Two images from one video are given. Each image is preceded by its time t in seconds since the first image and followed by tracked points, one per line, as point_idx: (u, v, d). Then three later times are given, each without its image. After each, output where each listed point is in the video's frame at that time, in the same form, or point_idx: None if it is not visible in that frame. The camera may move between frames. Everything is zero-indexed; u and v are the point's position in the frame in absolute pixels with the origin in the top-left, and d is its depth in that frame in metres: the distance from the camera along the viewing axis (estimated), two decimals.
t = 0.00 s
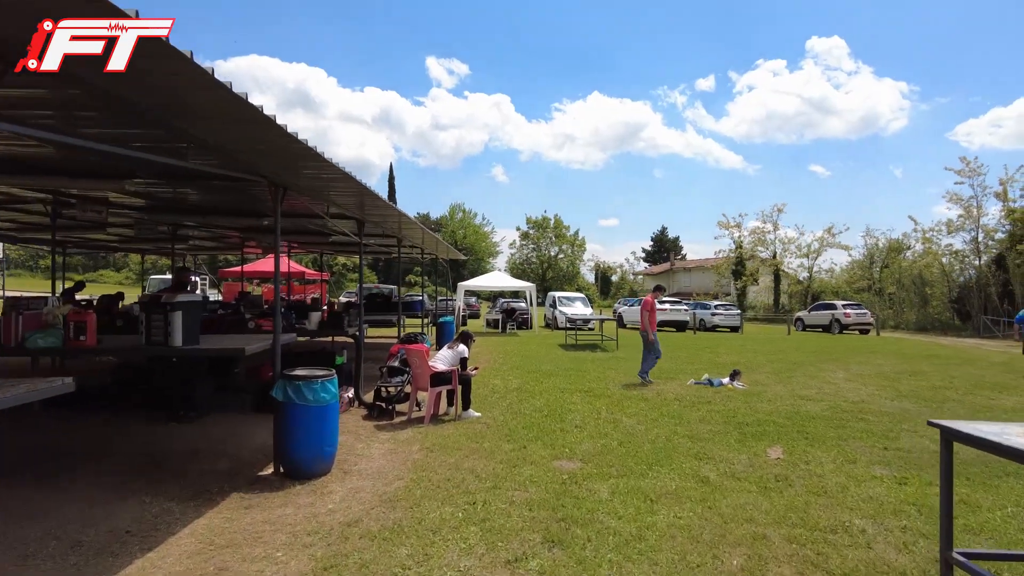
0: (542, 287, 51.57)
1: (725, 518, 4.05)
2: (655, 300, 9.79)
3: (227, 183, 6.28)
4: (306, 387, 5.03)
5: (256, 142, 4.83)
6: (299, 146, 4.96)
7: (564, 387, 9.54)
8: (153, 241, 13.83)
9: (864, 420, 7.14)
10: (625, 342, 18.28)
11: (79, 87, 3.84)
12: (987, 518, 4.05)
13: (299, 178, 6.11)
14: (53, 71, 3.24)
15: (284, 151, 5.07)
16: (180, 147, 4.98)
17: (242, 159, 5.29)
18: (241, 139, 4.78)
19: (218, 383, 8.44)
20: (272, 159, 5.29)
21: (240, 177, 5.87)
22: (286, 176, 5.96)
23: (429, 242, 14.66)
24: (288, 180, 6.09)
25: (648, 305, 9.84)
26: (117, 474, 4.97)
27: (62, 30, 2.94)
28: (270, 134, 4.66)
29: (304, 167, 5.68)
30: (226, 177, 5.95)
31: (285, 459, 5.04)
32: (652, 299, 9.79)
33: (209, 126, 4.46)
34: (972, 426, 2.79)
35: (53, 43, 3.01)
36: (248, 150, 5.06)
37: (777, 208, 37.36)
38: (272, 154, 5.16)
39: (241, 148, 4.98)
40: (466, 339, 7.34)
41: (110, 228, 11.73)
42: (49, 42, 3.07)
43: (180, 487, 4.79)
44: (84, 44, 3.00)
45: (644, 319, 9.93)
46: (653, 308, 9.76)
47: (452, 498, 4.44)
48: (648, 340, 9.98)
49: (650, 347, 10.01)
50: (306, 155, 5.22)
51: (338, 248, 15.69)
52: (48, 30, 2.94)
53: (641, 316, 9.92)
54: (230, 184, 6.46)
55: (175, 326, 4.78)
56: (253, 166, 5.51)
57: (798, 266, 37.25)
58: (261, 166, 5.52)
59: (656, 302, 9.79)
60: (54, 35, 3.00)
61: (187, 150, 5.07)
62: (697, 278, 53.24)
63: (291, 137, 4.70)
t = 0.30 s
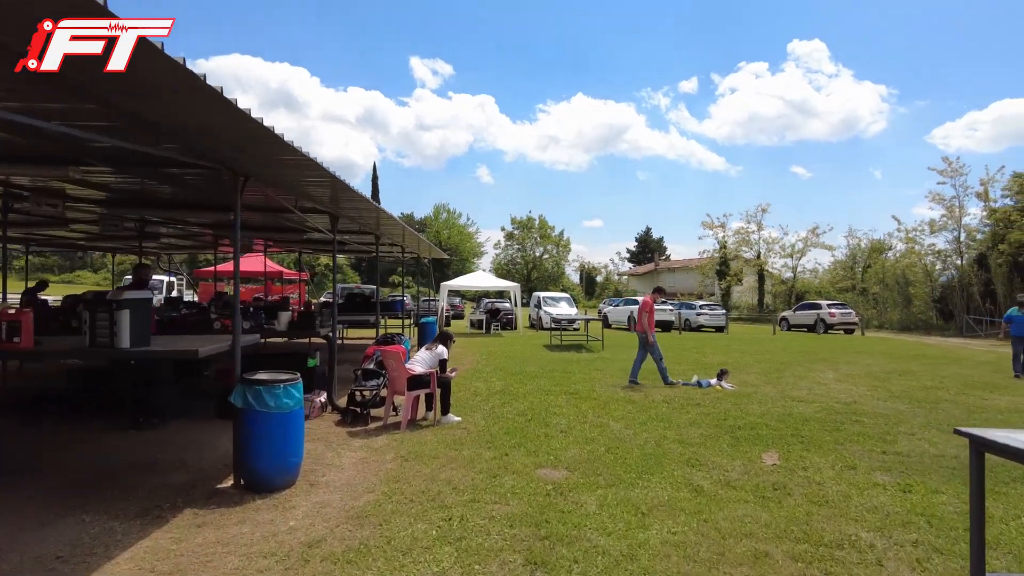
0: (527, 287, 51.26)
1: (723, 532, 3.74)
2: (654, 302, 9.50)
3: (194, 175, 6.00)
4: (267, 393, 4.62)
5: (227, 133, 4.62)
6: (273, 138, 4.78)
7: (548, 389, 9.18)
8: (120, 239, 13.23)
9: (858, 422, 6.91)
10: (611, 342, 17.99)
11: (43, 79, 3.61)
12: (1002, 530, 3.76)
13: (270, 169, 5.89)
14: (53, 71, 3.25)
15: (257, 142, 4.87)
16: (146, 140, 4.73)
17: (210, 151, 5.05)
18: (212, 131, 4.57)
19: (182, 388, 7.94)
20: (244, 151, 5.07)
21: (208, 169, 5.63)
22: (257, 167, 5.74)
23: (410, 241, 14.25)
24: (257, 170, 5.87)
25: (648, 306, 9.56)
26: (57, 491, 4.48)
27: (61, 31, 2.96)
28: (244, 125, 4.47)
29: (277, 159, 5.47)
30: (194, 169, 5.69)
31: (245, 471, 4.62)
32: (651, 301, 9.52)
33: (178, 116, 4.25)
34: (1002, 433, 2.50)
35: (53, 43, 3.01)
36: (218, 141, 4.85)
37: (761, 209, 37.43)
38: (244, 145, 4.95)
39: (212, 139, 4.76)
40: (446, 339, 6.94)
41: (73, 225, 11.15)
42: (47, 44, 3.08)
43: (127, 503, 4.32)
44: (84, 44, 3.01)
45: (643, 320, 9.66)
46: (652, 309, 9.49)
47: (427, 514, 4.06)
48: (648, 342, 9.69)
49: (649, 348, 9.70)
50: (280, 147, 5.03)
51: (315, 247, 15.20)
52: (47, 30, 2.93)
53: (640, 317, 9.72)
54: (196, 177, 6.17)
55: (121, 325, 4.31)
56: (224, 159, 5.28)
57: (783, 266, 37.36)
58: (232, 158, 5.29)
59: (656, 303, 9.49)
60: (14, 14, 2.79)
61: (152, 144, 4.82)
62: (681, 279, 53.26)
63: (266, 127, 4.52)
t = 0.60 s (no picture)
0: (518, 288, 51.01)
1: (726, 556, 3.46)
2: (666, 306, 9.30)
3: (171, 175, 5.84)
4: (232, 405, 4.28)
5: (214, 140, 4.52)
6: (261, 145, 4.69)
7: (539, 393, 8.89)
8: (96, 239, 12.78)
9: (858, 427, 6.67)
10: (603, 344, 17.74)
11: (28, 78, 3.49)
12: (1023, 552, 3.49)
13: (253, 171, 5.76)
14: (52, 70, 3.22)
15: (243, 150, 4.76)
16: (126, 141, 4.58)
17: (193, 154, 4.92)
18: (198, 138, 4.46)
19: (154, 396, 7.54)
20: (228, 156, 4.96)
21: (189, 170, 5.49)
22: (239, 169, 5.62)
23: (398, 241, 13.89)
24: (239, 172, 5.74)
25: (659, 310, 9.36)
26: None
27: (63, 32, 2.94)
28: (231, 134, 4.37)
29: (262, 164, 5.37)
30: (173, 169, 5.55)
31: (209, 488, 4.26)
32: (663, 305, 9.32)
33: (165, 122, 4.13)
34: None
35: (51, 42, 2.97)
36: (199, 147, 4.79)
37: (753, 209, 37.41)
38: (229, 152, 4.84)
39: (197, 144, 4.64)
40: (430, 343, 6.60)
41: (44, 224, 10.70)
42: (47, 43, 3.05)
43: (76, 526, 3.95)
44: (83, 43, 2.97)
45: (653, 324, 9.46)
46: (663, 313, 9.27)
47: (405, 537, 3.75)
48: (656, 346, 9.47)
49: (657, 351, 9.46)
50: (267, 153, 4.93)
51: (299, 247, 14.81)
52: (46, 29, 2.88)
53: (648, 321, 9.57)
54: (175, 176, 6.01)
55: (71, 333, 3.95)
56: (206, 161, 5.16)
57: (774, 266, 37.35)
58: (215, 162, 5.17)
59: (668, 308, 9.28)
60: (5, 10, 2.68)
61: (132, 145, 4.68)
62: (672, 279, 53.18)
63: (255, 135, 4.43)
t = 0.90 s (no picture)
0: (509, 289, 50.77)
1: None
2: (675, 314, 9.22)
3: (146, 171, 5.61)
4: (195, 415, 3.94)
5: (204, 140, 4.37)
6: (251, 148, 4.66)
7: (529, 398, 8.61)
8: (71, 238, 12.35)
9: (859, 433, 6.47)
10: (594, 346, 17.52)
11: (22, 78, 3.26)
12: None
13: (233, 168, 5.61)
14: (53, 71, 3.02)
15: (230, 148, 4.64)
16: (106, 138, 4.35)
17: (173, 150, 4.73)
18: (186, 137, 4.31)
19: (124, 403, 7.20)
20: (212, 154, 4.81)
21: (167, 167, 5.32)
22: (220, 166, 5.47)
23: (385, 241, 13.58)
24: (220, 170, 5.58)
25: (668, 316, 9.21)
26: None
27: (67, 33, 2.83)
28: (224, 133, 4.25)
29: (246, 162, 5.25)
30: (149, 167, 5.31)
31: (170, 505, 3.94)
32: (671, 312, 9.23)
33: (159, 124, 3.98)
34: None
35: (51, 43, 2.78)
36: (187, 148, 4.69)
37: (744, 210, 37.42)
38: (215, 151, 4.70)
39: (183, 143, 4.48)
40: (414, 346, 6.30)
41: (15, 223, 10.29)
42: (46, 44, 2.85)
43: (20, 548, 3.62)
44: (84, 44, 2.79)
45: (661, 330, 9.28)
46: (672, 319, 9.16)
47: (382, 558, 3.45)
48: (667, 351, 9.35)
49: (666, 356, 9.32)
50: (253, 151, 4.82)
51: (284, 247, 14.45)
52: (46, 29, 2.68)
53: (654, 323, 9.30)
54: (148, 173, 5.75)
55: (15, 338, 3.60)
56: (188, 158, 4.97)
57: (765, 267, 37.39)
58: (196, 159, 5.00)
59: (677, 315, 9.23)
60: None
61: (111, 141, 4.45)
62: (663, 280, 53.12)
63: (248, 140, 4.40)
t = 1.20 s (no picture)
0: (489, 293, 50.42)
1: None
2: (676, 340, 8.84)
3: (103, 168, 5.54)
4: (132, 437, 3.44)
5: (175, 137, 4.37)
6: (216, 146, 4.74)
7: (507, 407, 8.30)
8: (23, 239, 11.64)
9: (846, 442, 6.31)
10: (574, 351, 17.25)
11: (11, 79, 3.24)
12: None
13: (185, 162, 5.51)
14: (54, 71, 3.03)
15: (197, 146, 4.64)
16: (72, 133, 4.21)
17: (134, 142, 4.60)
18: (159, 134, 4.28)
19: (70, 417, 6.66)
20: (171, 147, 4.76)
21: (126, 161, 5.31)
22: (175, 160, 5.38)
23: (359, 244, 13.18)
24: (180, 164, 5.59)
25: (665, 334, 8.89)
26: None
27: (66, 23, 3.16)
28: (201, 132, 4.31)
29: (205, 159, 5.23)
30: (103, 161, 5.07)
31: (100, 537, 3.49)
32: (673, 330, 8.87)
33: (130, 123, 3.96)
34: None
35: (53, 44, 2.89)
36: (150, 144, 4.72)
37: (723, 214, 37.61)
38: (178, 144, 4.66)
39: (150, 137, 4.42)
40: (385, 355, 5.92)
41: None
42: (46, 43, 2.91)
43: None
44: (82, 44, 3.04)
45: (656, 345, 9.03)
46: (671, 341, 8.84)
47: None
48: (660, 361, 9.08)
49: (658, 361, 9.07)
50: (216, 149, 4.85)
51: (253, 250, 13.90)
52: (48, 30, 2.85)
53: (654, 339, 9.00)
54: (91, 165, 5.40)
55: None
56: (140, 147, 4.82)
57: (744, 271, 37.64)
58: (152, 148, 4.86)
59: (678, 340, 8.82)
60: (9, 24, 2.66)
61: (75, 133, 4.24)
62: (643, 284, 53.19)
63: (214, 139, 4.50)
